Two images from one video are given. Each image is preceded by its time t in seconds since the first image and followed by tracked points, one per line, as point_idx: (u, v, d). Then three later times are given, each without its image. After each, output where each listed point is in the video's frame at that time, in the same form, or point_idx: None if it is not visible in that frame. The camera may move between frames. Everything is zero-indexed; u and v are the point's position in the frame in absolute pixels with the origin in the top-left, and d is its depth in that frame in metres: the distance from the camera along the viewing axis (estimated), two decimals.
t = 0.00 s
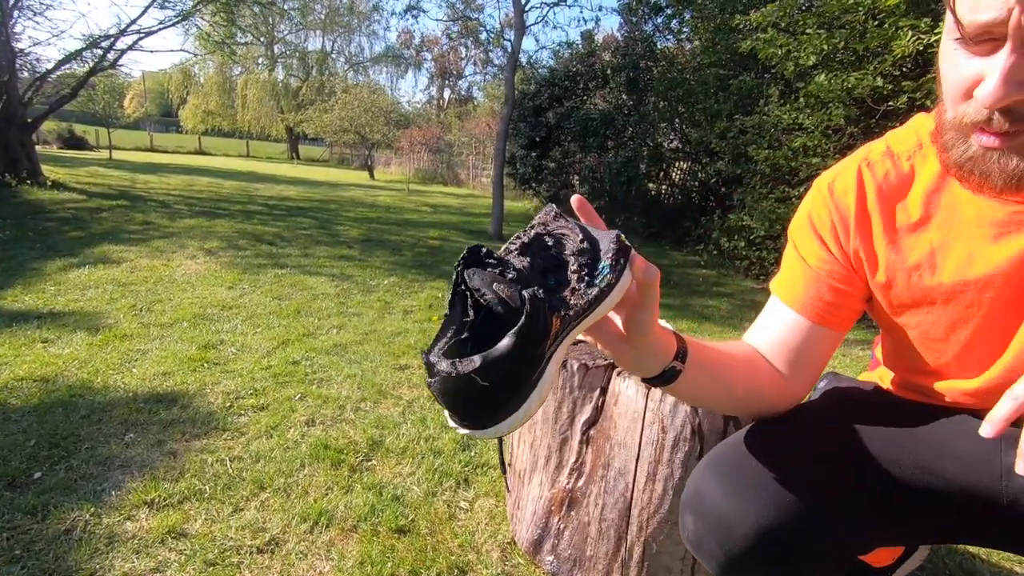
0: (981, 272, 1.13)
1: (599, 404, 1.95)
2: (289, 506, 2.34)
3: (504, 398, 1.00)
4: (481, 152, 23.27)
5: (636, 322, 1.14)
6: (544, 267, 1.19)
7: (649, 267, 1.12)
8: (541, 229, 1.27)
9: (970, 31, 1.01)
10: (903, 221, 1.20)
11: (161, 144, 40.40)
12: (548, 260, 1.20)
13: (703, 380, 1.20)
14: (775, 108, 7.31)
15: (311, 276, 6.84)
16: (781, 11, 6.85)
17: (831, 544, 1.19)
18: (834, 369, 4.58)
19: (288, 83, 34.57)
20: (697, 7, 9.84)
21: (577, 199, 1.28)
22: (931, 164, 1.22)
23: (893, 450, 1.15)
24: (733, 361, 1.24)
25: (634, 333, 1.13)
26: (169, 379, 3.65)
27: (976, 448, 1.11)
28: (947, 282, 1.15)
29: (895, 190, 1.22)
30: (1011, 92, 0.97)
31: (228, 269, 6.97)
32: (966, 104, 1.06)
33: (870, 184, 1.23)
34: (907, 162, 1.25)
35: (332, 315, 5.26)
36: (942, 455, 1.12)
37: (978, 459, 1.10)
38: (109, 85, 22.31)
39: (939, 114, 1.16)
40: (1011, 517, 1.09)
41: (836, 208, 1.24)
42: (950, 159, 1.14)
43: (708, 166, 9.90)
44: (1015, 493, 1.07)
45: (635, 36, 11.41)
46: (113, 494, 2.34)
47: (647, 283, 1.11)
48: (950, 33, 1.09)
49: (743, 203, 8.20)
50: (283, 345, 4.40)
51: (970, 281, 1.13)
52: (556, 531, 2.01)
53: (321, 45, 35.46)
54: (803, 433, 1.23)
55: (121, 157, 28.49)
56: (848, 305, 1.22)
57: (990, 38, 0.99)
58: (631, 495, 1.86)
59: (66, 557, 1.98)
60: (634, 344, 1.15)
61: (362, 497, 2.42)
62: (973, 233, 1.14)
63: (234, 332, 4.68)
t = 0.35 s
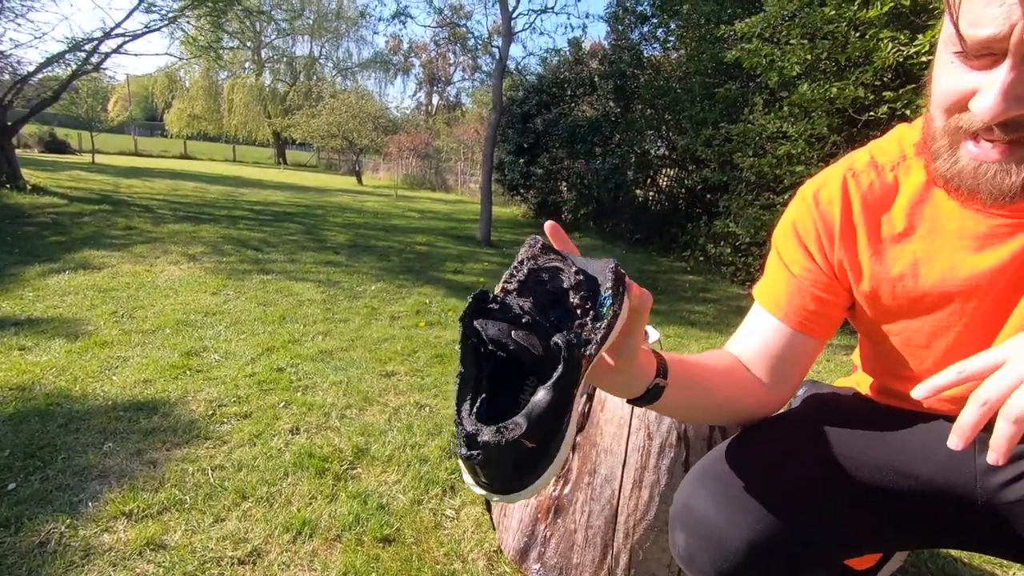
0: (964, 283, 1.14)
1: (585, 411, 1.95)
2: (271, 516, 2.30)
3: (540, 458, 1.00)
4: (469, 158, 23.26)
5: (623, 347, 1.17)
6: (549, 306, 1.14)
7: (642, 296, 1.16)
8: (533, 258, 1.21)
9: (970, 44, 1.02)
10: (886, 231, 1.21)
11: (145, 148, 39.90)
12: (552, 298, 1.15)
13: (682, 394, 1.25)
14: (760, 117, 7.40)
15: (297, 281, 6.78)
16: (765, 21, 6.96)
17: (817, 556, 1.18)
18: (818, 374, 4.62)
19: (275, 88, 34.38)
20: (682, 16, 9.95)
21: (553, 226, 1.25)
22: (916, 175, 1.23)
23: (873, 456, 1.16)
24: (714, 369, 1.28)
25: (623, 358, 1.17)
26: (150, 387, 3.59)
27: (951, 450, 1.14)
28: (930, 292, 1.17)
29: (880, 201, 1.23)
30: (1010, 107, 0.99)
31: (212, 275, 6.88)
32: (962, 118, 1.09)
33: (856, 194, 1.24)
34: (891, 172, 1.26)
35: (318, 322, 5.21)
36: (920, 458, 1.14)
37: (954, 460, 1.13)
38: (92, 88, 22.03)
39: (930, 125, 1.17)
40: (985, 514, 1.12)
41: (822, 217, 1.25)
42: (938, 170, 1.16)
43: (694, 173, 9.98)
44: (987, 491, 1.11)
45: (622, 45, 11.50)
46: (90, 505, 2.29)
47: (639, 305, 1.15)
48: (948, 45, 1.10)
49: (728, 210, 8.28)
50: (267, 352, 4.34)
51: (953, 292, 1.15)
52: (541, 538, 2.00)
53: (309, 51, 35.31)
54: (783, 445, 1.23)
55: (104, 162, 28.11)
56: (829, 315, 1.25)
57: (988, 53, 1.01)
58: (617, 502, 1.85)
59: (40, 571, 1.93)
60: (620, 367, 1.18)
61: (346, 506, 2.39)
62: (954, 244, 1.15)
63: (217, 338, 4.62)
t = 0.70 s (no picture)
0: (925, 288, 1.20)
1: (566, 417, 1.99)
2: (256, 523, 2.32)
3: (529, 377, 1.02)
4: (458, 167, 23.36)
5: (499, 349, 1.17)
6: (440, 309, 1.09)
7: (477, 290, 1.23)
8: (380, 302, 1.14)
9: (919, 68, 1.07)
10: (855, 235, 1.27)
11: (131, 156, 39.57)
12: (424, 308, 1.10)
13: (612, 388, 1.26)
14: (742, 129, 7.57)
15: (284, 290, 6.78)
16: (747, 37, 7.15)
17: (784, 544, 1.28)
18: (799, 381, 4.71)
19: (264, 96, 34.32)
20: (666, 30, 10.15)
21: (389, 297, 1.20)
22: (887, 184, 1.29)
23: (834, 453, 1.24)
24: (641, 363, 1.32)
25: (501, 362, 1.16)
26: (135, 396, 3.58)
27: (909, 451, 1.21)
28: (890, 295, 1.23)
29: (852, 208, 1.29)
30: (955, 125, 1.04)
31: (198, 283, 6.86)
32: (914, 134, 1.13)
33: (829, 201, 1.30)
34: (864, 182, 1.32)
35: (305, 330, 5.22)
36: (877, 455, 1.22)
37: (911, 459, 1.20)
38: (78, 95, 21.86)
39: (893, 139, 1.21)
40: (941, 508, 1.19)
41: (795, 220, 1.30)
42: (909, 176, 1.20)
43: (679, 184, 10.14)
44: (942, 487, 1.18)
45: (608, 57, 11.70)
46: (73, 514, 2.29)
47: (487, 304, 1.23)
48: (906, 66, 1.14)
49: (712, 219, 8.43)
50: (253, 361, 4.35)
51: (913, 295, 1.22)
52: (524, 542, 2.04)
53: (298, 60, 35.34)
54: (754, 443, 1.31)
55: (90, 170, 27.83)
56: (783, 309, 1.32)
57: (938, 76, 1.05)
58: (596, 505, 1.90)
59: None
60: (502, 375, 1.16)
61: (331, 513, 2.41)
62: (916, 251, 1.22)
63: (203, 348, 4.62)
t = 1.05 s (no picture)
0: (859, 280, 1.31)
1: (540, 414, 2.09)
2: (242, 522, 2.39)
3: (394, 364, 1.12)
4: (447, 176, 23.50)
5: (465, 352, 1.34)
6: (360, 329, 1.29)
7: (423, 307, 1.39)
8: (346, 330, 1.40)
9: (830, 94, 1.15)
10: (800, 234, 1.37)
11: (117, 165, 39.31)
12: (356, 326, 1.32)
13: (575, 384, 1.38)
14: (722, 138, 7.79)
15: (272, 298, 6.84)
16: (726, 50, 7.38)
17: (738, 527, 1.38)
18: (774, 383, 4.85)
19: (252, 105, 34.31)
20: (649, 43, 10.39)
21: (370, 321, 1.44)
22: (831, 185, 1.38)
23: (783, 441, 1.35)
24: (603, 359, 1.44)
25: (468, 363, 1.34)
26: (122, 402, 3.63)
27: (849, 438, 1.31)
28: (829, 289, 1.34)
29: (798, 207, 1.39)
30: (863, 142, 1.12)
31: (185, 292, 6.90)
32: (833, 149, 1.21)
33: (776, 202, 1.41)
34: (811, 184, 1.41)
35: (292, 337, 5.29)
36: (822, 442, 1.33)
37: (851, 445, 1.30)
38: (63, 104, 21.74)
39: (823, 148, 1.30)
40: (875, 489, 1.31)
41: (746, 221, 1.41)
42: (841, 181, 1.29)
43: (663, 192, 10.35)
44: (877, 470, 1.29)
45: (593, 69, 11.92)
46: (62, 514, 2.35)
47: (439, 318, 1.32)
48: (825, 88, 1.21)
49: (694, 227, 8.61)
50: (241, 367, 4.41)
51: (848, 288, 1.32)
52: (501, 534, 2.13)
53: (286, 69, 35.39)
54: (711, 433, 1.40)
55: (75, 179, 27.63)
56: (744, 303, 1.42)
57: (849, 98, 1.12)
58: (568, 496, 2.00)
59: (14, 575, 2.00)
60: (470, 374, 1.35)
61: (316, 511, 2.49)
62: (852, 247, 1.31)
63: (191, 354, 4.67)
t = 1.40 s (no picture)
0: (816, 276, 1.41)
1: (529, 407, 2.19)
2: (243, 517, 2.46)
3: (415, 380, 1.40)
4: (437, 183, 23.60)
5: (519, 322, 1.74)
6: (424, 302, 1.59)
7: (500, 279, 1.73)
8: (418, 284, 1.71)
9: (800, 90, 1.21)
10: (770, 229, 1.51)
11: (105, 174, 39.03)
12: (425, 298, 1.62)
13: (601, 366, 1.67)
14: (708, 143, 7.97)
15: (265, 305, 6.89)
16: (709, 56, 7.55)
17: (726, 507, 1.59)
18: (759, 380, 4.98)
19: (241, 114, 34.25)
20: (635, 50, 10.57)
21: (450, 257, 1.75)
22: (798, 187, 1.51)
23: (773, 425, 1.54)
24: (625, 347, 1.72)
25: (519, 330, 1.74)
26: (120, 406, 3.69)
27: (827, 421, 1.51)
28: (794, 282, 1.46)
29: (768, 207, 1.53)
30: (827, 135, 1.19)
31: (178, 299, 6.94)
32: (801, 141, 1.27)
33: (749, 201, 1.56)
34: (780, 185, 1.55)
35: (286, 342, 5.36)
36: (809, 425, 1.52)
37: (827, 426, 1.51)
38: (51, 114, 21.62)
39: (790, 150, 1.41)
40: (849, 469, 1.51)
41: (726, 218, 1.59)
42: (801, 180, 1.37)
43: (651, 197, 10.51)
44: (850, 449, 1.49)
45: (581, 76, 12.08)
46: (67, 512, 2.42)
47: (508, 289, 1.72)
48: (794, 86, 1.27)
49: (681, 230, 8.76)
50: (236, 371, 4.48)
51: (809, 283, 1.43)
52: (494, 522, 2.23)
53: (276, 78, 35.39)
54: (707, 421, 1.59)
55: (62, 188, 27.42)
56: (731, 297, 1.63)
57: (816, 95, 1.18)
58: (557, 484, 2.10)
59: (22, 569, 2.06)
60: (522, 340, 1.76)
61: (315, 505, 2.57)
62: (812, 245, 1.43)
63: (186, 360, 4.73)
